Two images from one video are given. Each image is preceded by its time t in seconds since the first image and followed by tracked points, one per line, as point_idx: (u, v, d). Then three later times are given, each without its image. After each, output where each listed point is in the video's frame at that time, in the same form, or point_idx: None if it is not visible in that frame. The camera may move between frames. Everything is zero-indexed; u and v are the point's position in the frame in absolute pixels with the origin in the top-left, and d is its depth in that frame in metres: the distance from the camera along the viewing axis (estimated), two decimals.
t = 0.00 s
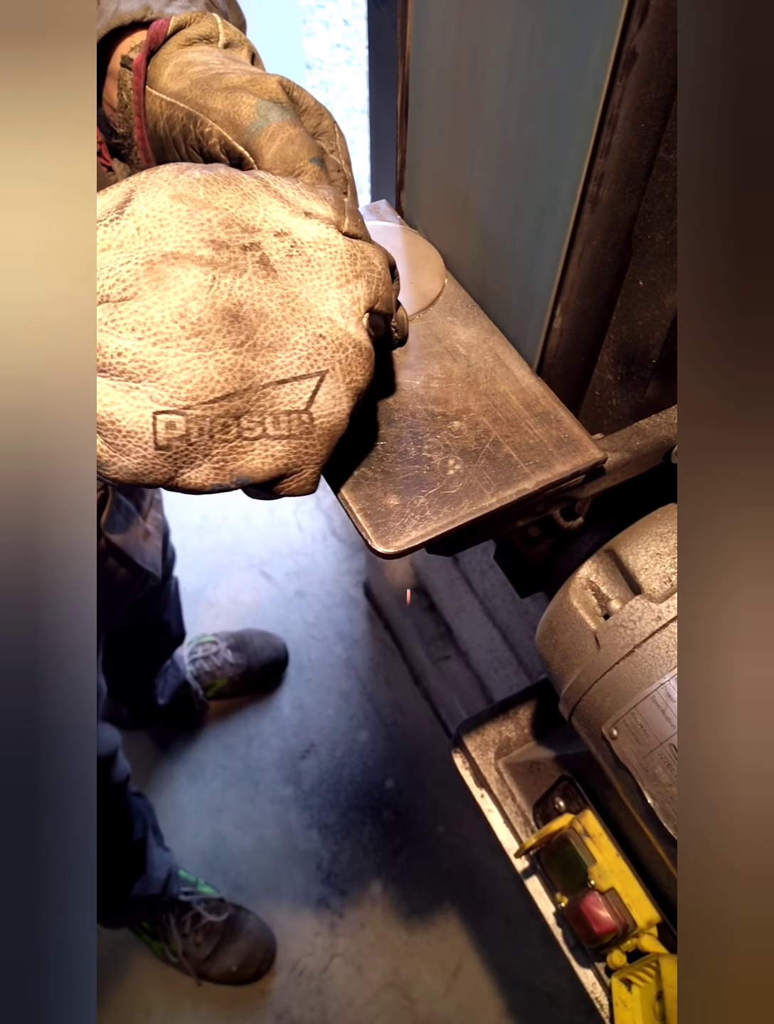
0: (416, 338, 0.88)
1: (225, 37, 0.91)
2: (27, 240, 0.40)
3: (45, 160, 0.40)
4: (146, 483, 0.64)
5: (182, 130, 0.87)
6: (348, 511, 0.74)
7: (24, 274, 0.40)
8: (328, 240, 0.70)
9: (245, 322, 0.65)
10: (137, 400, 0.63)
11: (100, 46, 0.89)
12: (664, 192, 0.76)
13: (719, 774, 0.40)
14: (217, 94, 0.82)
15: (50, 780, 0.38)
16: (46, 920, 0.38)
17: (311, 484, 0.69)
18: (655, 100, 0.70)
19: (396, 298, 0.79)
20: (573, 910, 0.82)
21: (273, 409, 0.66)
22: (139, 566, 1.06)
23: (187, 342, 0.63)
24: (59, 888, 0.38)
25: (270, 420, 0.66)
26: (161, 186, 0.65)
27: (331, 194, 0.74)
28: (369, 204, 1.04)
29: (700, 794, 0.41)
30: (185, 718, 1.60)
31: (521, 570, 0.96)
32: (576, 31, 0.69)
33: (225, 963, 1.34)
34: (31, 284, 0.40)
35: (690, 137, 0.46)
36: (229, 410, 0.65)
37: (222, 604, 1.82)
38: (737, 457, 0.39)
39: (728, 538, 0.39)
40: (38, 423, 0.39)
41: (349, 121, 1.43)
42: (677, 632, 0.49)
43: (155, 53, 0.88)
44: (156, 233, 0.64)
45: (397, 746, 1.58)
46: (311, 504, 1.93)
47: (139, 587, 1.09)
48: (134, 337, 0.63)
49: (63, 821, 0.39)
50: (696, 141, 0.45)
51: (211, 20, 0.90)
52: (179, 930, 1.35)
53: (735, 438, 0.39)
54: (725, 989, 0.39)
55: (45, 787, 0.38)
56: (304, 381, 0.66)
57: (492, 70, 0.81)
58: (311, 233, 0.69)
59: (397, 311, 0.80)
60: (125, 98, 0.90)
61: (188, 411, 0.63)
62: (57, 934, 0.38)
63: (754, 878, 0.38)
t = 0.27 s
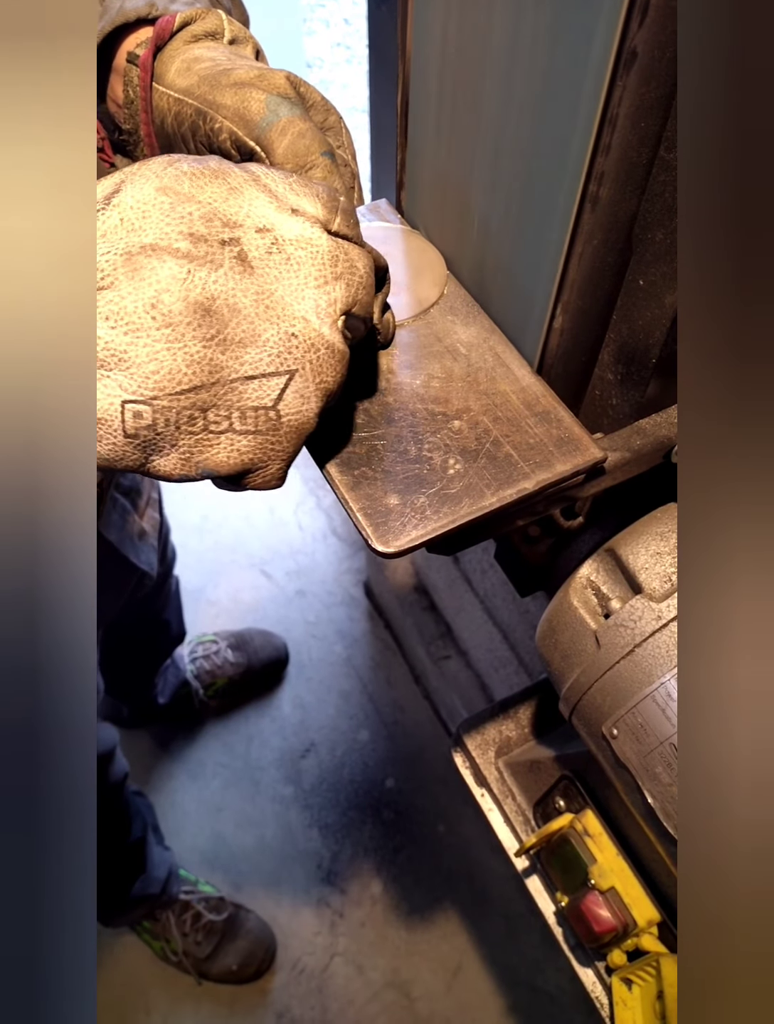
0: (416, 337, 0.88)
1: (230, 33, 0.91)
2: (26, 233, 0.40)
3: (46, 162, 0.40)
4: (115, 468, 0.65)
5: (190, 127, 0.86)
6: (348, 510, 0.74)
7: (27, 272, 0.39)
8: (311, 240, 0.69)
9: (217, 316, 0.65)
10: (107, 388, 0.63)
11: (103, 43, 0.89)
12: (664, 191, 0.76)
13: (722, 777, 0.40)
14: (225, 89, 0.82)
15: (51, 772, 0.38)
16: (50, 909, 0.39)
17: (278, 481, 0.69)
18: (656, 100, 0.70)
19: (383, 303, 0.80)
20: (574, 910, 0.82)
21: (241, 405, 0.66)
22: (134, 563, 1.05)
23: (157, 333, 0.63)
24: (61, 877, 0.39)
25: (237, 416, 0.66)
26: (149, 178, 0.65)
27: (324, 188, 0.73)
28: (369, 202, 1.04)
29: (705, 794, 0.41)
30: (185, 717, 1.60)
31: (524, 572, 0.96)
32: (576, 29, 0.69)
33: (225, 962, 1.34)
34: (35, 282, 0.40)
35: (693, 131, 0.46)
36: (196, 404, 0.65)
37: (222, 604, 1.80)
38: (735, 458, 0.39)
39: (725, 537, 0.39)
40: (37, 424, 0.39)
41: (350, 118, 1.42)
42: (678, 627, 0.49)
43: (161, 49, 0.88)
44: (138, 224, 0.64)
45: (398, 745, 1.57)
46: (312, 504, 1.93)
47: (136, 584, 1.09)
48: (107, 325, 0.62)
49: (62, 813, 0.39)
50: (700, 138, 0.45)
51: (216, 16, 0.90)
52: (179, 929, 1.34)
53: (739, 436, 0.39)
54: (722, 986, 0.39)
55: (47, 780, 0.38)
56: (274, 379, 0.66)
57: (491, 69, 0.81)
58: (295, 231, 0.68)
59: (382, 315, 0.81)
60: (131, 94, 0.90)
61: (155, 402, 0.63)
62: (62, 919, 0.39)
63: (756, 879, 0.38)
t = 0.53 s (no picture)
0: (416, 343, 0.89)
1: (234, 38, 0.92)
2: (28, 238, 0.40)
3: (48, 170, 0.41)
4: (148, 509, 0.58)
5: (195, 132, 0.88)
6: (347, 515, 0.74)
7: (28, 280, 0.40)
8: (321, 245, 0.67)
9: (242, 336, 0.61)
10: (137, 424, 0.56)
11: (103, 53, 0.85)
12: (661, 200, 0.76)
13: (718, 780, 0.40)
14: (230, 95, 0.84)
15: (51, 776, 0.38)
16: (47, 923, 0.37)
17: (312, 491, 0.69)
18: (653, 110, 0.70)
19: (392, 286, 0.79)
20: (573, 913, 0.83)
21: (274, 423, 0.64)
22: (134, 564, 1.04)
23: (185, 362, 0.58)
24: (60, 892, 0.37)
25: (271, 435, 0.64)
26: (150, 197, 0.60)
27: (325, 190, 0.72)
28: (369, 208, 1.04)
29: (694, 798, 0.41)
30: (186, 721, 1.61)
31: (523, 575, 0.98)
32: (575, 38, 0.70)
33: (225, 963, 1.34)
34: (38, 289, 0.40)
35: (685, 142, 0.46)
36: (229, 430, 0.61)
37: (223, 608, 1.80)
38: (736, 457, 0.40)
39: (723, 537, 0.39)
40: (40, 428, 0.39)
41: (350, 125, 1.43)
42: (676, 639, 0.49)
43: (165, 54, 0.88)
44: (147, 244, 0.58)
45: (398, 748, 1.67)
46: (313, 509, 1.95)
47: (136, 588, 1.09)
48: (130, 358, 0.55)
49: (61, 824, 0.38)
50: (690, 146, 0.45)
51: (219, 21, 0.91)
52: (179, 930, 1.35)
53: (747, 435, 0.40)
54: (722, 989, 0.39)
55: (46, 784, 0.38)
56: (301, 394, 0.65)
57: (491, 77, 0.81)
58: (303, 241, 0.66)
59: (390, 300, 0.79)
60: (136, 99, 0.89)
61: (190, 432, 0.60)
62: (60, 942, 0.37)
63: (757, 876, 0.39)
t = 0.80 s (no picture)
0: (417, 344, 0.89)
1: (220, 41, 0.92)
2: (20, 234, 0.39)
3: (44, 166, 0.40)
4: (266, 494, 0.63)
5: (168, 139, 0.88)
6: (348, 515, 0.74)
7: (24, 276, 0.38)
8: (393, 245, 0.73)
9: (355, 319, 0.65)
10: (262, 405, 0.61)
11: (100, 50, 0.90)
12: (662, 201, 0.76)
13: (717, 783, 0.40)
14: (198, 104, 0.83)
15: (52, 778, 0.36)
16: (49, 939, 0.35)
17: (415, 479, 0.71)
18: (654, 112, 0.70)
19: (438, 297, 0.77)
20: (573, 912, 0.83)
21: (385, 405, 0.67)
22: (137, 567, 1.04)
23: (307, 342, 0.62)
24: (62, 904, 0.35)
25: (382, 417, 0.67)
26: (234, 194, 0.64)
27: (369, 212, 0.77)
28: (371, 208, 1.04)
29: (690, 799, 0.42)
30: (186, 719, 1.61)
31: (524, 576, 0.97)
32: (578, 39, 0.69)
33: (226, 962, 1.34)
34: (32, 286, 0.38)
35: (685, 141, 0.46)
36: (351, 409, 0.64)
37: (223, 606, 1.82)
38: (732, 461, 0.40)
39: (726, 541, 0.39)
40: (37, 427, 0.37)
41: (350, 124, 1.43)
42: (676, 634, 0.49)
43: (148, 60, 0.89)
44: (251, 237, 0.63)
45: (399, 745, 1.60)
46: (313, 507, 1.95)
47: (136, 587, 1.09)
48: (254, 341, 0.61)
49: (64, 830, 0.36)
50: (691, 144, 0.45)
51: (205, 25, 0.90)
52: (180, 929, 1.34)
53: (754, 440, 0.39)
54: (732, 990, 0.39)
55: (48, 787, 0.36)
56: (408, 375, 0.68)
57: (493, 77, 0.81)
58: (378, 241, 0.72)
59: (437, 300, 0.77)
60: (121, 106, 0.91)
61: (316, 412, 0.62)
62: (65, 959, 0.35)
63: (754, 880, 0.39)
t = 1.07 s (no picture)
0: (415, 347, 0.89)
1: (220, 48, 0.92)
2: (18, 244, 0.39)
3: (46, 174, 0.40)
4: (242, 500, 0.64)
5: (169, 147, 0.88)
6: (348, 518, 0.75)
7: (27, 286, 0.39)
8: (382, 249, 0.72)
9: (334, 331, 0.65)
10: (236, 416, 0.62)
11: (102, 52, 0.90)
12: (660, 205, 0.77)
13: (714, 786, 0.41)
14: (203, 112, 0.83)
15: (51, 778, 0.37)
16: (49, 936, 0.36)
17: (393, 486, 0.71)
18: (653, 116, 0.70)
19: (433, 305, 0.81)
20: (571, 914, 0.83)
21: (363, 415, 0.67)
22: (140, 572, 1.03)
23: (284, 354, 0.63)
24: (62, 903, 0.37)
25: (361, 427, 0.67)
26: (223, 198, 0.64)
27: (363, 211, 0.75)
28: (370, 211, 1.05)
29: (688, 800, 0.42)
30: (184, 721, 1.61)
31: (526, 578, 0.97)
32: (577, 43, 0.69)
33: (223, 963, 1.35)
34: (36, 296, 0.40)
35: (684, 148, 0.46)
36: (327, 420, 0.65)
37: (221, 606, 1.85)
38: (732, 464, 0.40)
39: (727, 546, 0.39)
40: (39, 434, 0.39)
41: (349, 127, 1.43)
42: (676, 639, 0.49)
43: (148, 65, 0.89)
44: (233, 245, 0.62)
45: (397, 746, 1.63)
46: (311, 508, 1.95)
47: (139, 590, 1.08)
48: (231, 353, 0.61)
49: (64, 831, 0.37)
50: (689, 150, 0.45)
51: (205, 32, 0.91)
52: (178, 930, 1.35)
53: (754, 442, 0.39)
54: (727, 990, 0.39)
55: (47, 787, 0.37)
56: (388, 385, 0.68)
57: (492, 80, 0.81)
58: (366, 245, 0.71)
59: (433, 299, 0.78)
60: (119, 111, 0.91)
61: (291, 423, 0.63)
62: (65, 955, 0.36)
63: (754, 881, 0.39)
